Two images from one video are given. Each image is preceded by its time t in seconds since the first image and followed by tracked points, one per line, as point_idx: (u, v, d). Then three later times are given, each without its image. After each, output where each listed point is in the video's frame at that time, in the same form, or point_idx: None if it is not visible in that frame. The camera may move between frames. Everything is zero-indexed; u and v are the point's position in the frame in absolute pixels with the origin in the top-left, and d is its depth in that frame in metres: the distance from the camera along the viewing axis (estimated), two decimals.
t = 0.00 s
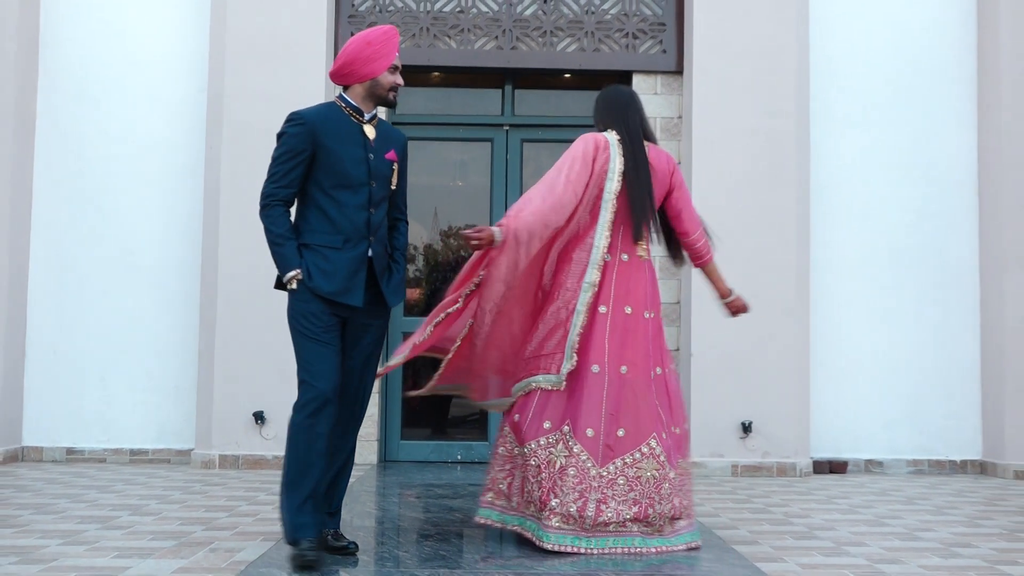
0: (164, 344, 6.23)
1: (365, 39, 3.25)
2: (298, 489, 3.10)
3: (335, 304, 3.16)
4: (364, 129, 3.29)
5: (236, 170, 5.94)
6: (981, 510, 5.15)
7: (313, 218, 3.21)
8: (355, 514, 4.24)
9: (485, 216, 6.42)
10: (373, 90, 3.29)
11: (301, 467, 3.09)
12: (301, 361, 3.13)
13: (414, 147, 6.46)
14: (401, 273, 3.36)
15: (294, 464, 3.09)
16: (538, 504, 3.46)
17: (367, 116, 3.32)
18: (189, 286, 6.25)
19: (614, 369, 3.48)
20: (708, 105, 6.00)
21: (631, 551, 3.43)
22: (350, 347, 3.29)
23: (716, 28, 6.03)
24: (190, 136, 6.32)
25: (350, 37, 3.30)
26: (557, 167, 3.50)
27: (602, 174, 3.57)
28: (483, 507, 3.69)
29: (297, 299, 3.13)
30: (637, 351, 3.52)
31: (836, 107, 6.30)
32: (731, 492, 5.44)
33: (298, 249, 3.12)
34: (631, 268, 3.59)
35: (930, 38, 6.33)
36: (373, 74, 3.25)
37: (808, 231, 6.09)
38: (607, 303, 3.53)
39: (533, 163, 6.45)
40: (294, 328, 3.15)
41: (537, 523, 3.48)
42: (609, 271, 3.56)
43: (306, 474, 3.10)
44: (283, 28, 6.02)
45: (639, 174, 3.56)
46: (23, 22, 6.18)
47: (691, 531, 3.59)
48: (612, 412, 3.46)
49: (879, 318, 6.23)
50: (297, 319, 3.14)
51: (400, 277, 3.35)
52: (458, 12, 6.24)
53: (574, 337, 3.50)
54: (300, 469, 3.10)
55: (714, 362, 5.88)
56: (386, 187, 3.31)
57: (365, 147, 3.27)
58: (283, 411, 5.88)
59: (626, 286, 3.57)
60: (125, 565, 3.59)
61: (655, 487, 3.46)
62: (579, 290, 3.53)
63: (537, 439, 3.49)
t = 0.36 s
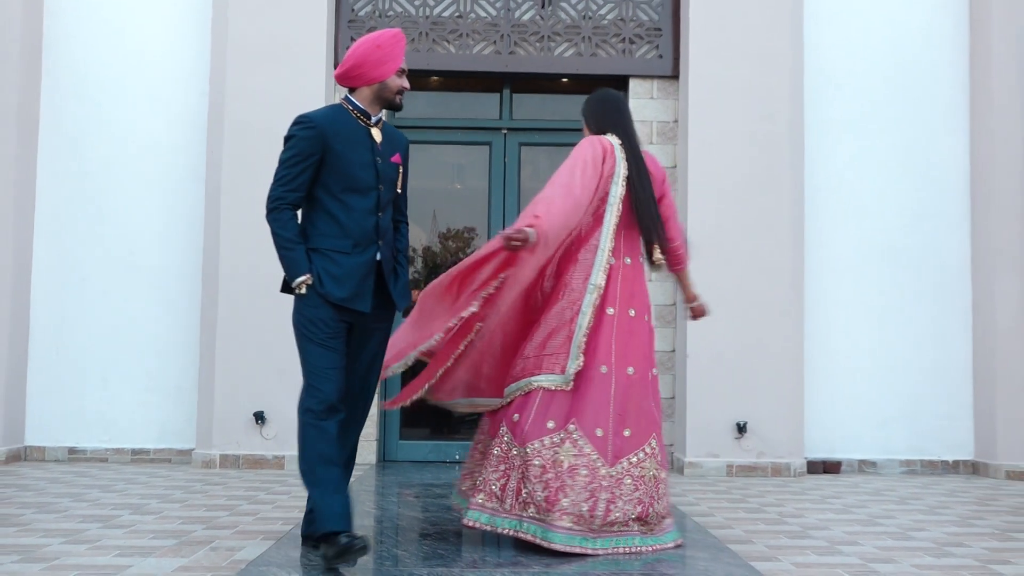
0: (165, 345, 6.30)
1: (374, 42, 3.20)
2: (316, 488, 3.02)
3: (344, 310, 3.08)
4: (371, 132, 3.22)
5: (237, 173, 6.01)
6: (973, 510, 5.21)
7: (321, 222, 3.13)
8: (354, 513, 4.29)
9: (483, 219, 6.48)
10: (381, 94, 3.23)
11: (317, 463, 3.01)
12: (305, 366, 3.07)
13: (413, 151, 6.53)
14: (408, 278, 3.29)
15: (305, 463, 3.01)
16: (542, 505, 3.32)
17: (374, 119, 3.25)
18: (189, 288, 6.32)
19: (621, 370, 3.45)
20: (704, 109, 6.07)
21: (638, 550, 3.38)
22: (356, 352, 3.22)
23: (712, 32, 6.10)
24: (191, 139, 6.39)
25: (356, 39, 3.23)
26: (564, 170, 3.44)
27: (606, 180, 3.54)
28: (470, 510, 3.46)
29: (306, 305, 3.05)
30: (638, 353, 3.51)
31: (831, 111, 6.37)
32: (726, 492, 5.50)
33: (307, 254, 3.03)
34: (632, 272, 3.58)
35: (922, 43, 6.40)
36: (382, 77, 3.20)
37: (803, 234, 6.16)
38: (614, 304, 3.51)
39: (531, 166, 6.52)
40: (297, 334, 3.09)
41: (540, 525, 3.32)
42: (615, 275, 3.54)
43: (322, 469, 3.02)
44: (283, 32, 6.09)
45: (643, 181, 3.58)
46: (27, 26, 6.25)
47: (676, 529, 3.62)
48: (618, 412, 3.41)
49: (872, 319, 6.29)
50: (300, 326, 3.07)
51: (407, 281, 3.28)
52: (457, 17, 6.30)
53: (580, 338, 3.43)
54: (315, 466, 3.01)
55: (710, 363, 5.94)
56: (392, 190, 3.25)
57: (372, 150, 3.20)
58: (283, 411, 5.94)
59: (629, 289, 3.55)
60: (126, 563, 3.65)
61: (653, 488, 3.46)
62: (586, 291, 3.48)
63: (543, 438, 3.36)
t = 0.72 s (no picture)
0: (166, 346, 6.37)
1: (383, 43, 3.16)
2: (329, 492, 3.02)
3: (355, 311, 3.05)
4: (377, 134, 3.18)
5: (238, 176, 6.07)
6: (965, 509, 5.28)
7: (328, 224, 3.10)
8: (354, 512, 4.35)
9: (482, 221, 6.55)
10: (388, 95, 3.18)
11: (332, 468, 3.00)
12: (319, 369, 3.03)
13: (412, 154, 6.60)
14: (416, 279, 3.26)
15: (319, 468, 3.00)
16: (559, 505, 3.29)
17: (379, 121, 3.20)
18: (190, 289, 6.39)
19: (626, 371, 3.51)
20: (699, 114, 6.14)
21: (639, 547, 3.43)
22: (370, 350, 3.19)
23: (707, 38, 6.18)
24: (192, 142, 6.46)
25: (364, 40, 3.19)
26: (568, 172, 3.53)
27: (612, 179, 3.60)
28: (475, 512, 3.31)
29: (316, 306, 3.02)
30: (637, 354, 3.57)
31: (825, 114, 6.45)
32: (722, 491, 5.57)
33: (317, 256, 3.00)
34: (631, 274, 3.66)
35: (916, 47, 6.48)
36: (389, 79, 3.15)
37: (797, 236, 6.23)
38: (620, 307, 3.55)
39: (529, 169, 6.59)
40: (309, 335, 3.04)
41: (557, 526, 3.27)
42: (619, 277, 3.58)
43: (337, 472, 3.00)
44: (284, 36, 6.16)
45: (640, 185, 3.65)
46: (32, 31, 6.33)
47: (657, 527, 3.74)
48: (624, 413, 3.47)
49: (867, 321, 6.37)
50: (312, 327, 3.03)
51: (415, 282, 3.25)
52: (456, 22, 6.38)
53: (591, 340, 3.44)
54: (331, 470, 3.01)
55: (705, 364, 6.01)
56: (399, 192, 3.22)
57: (379, 152, 3.16)
58: (284, 411, 6.01)
59: (631, 291, 3.62)
60: (128, 561, 3.71)
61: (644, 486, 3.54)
62: (593, 293, 3.50)
63: (557, 437, 3.35)
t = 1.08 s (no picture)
0: (167, 346, 6.43)
1: (391, 39, 3.16)
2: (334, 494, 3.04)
3: (366, 310, 3.08)
4: (382, 131, 3.20)
5: (239, 179, 6.14)
6: (958, 508, 5.34)
7: (337, 223, 3.12)
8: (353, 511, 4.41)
9: (480, 223, 6.62)
10: (393, 92, 3.21)
11: (337, 472, 3.01)
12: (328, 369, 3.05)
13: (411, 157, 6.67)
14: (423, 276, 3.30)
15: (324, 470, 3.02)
16: (584, 509, 3.31)
17: (385, 118, 3.22)
18: (191, 290, 6.45)
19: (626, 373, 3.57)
20: (695, 118, 6.20)
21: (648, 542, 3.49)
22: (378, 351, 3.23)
23: (703, 42, 6.24)
24: (193, 145, 6.52)
25: (370, 35, 3.20)
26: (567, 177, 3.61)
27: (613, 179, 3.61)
28: (502, 519, 3.33)
29: (327, 306, 3.03)
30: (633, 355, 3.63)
31: (820, 117, 6.52)
32: (717, 490, 5.63)
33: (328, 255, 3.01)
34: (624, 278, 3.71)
35: (909, 51, 6.55)
36: (395, 76, 3.17)
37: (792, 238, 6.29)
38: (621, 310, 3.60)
39: (527, 172, 6.66)
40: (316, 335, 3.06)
41: (582, 530, 3.29)
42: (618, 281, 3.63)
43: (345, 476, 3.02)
44: (284, 40, 6.22)
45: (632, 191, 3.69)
46: (36, 34, 6.39)
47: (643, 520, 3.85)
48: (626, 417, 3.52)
49: (861, 322, 6.43)
50: (320, 327, 3.05)
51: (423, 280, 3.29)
52: (455, 27, 6.45)
53: (602, 344, 3.45)
54: (337, 477, 3.01)
55: (700, 365, 6.08)
56: (405, 189, 3.25)
57: (384, 149, 3.19)
58: (284, 411, 6.07)
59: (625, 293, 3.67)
60: (130, 559, 3.77)
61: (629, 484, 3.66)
62: (600, 297, 3.49)
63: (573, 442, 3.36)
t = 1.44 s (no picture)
0: (168, 347, 6.50)
1: (397, 35, 3.22)
2: (332, 494, 3.05)
3: (375, 307, 3.10)
4: (389, 126, 3.22)
5: (240, 181, 6.21)
6: (949, 506, 5.41)
7: (346, 219, 3.13)
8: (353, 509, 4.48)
9: (478, 225, 6.69)
10: (400, 87, 3.25)
11: (340, 472, 3.04)
12: (333, 369, 3.07)
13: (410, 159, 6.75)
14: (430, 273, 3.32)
15: (326, 470, 3.04)
16: (612, 509, 3.37)
17: (391, 113, 3.25)
18: (192, 291, 6.52)
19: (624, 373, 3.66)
20: (691, 122, 6.28)
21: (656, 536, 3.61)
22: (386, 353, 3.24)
23: (698, 47, 6.32)
24: (194, 148, 6.59)
25: (375, 31, 3.24)
26: (561, 182, 3.68)
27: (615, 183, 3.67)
28: (536, 523, 3.34)
29: (336, 302, 3.04)
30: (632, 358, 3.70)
31: (815, 120, 6.60)
32: (712, 489, 5.70)
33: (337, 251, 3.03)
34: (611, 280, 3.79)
35: (902, 56, 6.63)
36: (403, 71, 3.22)
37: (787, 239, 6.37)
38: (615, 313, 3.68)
39: (525, 175, 6.73)
40: (323, 334, 3.08)
41: (611, 529, 3.38)
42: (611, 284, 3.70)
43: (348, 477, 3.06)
44: (285, 44, 6.30)
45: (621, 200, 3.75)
46: (39, 37, 6.46)
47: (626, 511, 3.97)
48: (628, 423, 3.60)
49: (855, 323, 6.51)
50: (328, 325, 3.06)
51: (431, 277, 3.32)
52: (453, 31, 6.53)
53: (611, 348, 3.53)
54: (340, 477, 3.04)
55: (695, 365, 6.15)
56: (412, 186, 3.28)
57: (392, 145, 3.21)
58: (285, 411, 6.14)
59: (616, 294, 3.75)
60: (132, 557, 3.83)
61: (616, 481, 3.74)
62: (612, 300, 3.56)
63: (598, 448, 3.40)
